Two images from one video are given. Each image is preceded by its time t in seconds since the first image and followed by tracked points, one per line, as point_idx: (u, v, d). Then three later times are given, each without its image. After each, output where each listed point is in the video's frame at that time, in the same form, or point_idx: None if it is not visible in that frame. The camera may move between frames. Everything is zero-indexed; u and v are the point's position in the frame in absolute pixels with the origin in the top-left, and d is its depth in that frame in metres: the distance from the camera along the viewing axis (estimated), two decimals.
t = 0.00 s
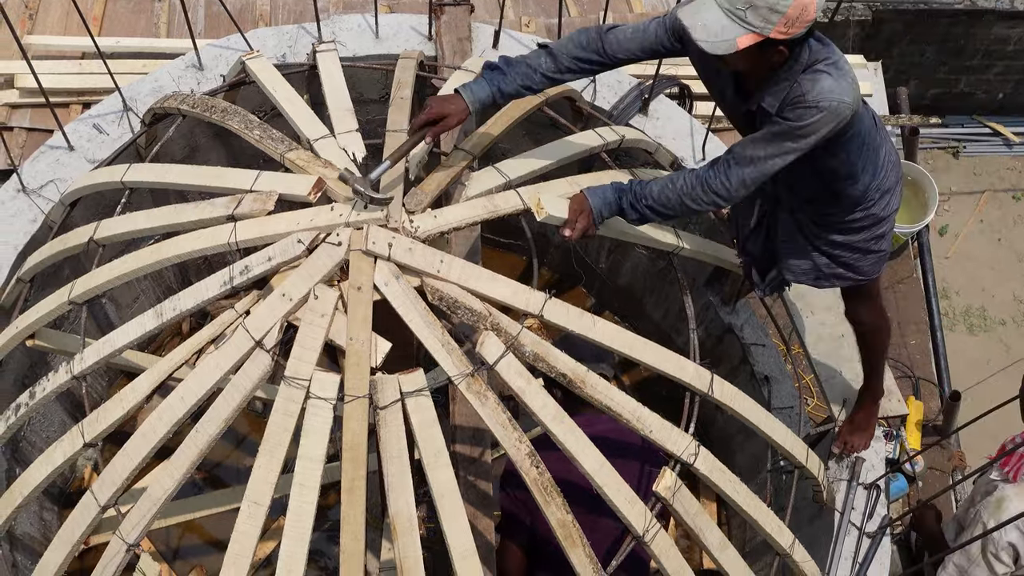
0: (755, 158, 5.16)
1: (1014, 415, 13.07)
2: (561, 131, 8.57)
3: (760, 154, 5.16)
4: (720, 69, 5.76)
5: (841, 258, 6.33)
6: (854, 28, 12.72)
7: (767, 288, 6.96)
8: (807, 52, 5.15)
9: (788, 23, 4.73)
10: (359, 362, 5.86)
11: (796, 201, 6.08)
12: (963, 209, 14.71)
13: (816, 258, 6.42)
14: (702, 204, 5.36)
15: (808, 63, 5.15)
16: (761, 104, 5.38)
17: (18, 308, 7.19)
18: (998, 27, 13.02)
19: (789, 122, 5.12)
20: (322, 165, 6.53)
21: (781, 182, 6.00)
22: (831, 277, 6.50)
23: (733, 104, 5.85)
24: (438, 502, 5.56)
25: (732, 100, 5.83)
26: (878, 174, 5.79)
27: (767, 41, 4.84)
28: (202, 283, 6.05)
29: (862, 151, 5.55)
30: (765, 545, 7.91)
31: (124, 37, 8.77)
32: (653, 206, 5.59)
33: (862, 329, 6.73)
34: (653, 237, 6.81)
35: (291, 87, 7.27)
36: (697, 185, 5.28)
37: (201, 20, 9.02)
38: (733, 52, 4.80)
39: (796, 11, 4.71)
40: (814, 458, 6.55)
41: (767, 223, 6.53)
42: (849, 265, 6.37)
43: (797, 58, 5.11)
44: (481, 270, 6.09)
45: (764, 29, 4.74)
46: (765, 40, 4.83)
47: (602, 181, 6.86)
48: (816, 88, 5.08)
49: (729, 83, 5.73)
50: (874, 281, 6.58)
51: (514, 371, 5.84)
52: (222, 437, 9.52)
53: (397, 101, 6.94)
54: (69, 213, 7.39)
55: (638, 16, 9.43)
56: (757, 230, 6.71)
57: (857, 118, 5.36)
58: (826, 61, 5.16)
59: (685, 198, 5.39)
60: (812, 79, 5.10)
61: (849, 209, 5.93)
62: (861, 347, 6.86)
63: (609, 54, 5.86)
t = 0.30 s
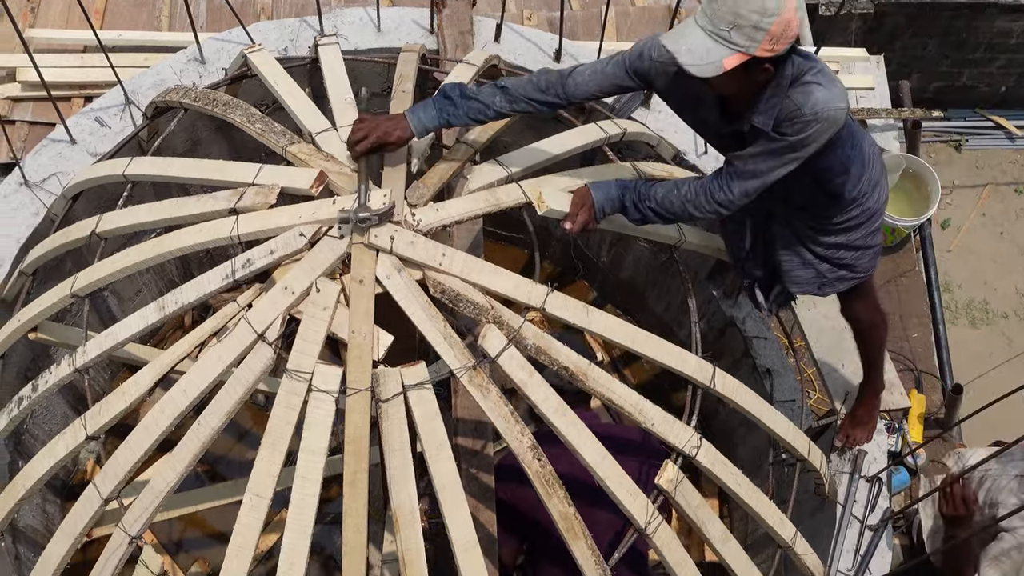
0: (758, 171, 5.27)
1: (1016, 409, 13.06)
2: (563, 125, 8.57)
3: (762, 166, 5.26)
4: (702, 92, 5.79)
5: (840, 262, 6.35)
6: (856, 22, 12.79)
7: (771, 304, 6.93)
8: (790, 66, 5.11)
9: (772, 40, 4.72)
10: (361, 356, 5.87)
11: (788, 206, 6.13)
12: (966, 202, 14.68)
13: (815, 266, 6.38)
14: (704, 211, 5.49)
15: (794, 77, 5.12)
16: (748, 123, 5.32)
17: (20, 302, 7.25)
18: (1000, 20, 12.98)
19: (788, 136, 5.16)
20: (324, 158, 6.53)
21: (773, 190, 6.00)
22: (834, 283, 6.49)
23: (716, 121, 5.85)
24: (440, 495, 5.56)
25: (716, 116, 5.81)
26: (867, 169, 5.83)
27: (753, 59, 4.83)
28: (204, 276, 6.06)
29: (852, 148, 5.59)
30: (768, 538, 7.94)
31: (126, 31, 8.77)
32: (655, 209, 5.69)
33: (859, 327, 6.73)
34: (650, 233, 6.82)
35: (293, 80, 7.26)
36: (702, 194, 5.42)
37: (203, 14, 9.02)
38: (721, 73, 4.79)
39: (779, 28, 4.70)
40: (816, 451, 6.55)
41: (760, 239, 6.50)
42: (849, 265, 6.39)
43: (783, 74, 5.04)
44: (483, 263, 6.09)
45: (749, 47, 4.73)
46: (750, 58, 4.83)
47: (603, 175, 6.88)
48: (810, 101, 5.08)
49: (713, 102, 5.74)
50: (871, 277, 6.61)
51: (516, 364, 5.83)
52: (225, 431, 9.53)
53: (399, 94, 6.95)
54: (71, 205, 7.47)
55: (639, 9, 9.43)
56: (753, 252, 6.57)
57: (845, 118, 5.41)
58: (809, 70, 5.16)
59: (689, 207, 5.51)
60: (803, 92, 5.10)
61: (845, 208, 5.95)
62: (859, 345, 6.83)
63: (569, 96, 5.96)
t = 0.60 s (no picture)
0: (760, 172, 5.24)
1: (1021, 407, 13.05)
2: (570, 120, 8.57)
3: (761, 167, 5.23)
4: (692, 88, 5.68)
5: (841, 260, 6.33)
6: (864, 19, 12.84)
7: (778, 305, 6.90)
8: (782, 64, 5.02)
9: (747, 27, 4.62)
10: (368, 350, 5.82)
11: (789, 206, 6.08)
12: (973, 200, 14.66)
13: (818, 264, 6.38)
14: (710, 212, 5.49)
15: (787, 74, 5.03)
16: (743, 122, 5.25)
17: (27, 295, 7.28)
18: (1008, 17, 12.96)
19: (785, 135, 5.10)
20: (331, 153, 6.53)
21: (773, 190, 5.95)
22: (837, 284, 6.47)
23: (711, 119, 5.78)
24: (446, 490, 5.55)
25: (710, 113, 5.73)
26: (866, 168, 5.80)
27: (728, 45, 4.72)
28: (212, 270, 6.05)
29: (850, 147, 5.54)
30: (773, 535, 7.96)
31: (133, 24, 8.77)
32: (661, 207, 5.66)
33: (862, 327, 6.76)
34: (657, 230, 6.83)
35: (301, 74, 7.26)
36: (707, 196, 5.41)
37: (211, 7, 9.02)
38: (691, 51, 4.69)
39: (756, 16, 4.61)
40: (822, 449, 6.55)
41: (763, 241, 6.50)
42: (851, 266, 6.37)
43: (775, 71, 4.96)
44: (490, 258, 6.08)
45: (723, 31, 4.63)
46: (725, 45, 4.72)
47: (611, 170, 6.87)
48: (805, 99, 5.00)
49: (703, 97, 5.63)
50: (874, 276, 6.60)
51: (522, 360, 5.82)
52: (231, 424, 9.55)
53: (406, 88, 6.95)
54: (78, 199, 7.45)
55: (647, 5, 9.41)
56: (757, 253, 6.61)
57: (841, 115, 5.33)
58: (804, 67, 5.07)
59: (696, 208, 5.49)
60: (798, 89, 5.01)
61: (846, 209, 5.92)
62: (863, 345, 6.80)
63: (562, 107, 6.05)
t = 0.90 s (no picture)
0: (761, 163, 5.25)
1: None
2: (573, 113, 8.57)
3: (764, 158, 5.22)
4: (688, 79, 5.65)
5: (847, 256, 6.30)
6: (867, 11, 12.83)
7: (785, 301, 6.88)
8: (778, 50, 5.01)
9: (728, 11, 4.57)
10: (370, 342, 5.86)
11: (793, 201, 6.08)
12: (976, 192, 14.64)
13: (825, 260, 6.36)
14: (713, 204, 5.46)
15: (783, 61, 5.03)
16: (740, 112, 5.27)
17: (30, 288, 7.30)
18: (1012, 9, 12.93)
19: (783, 123, 5.10)
20: (333, 145, 6.52)
21: (777, 183, 5.96)
22: (843, 280, 6.44)
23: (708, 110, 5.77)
24: (449, 482, 5.55)
25: (707, 104, 5.71)
26: (871, 163, 5.80)
27: (709, 29, 4.68)
28: (214, 263, 6.05)
29: (853, 139, 5.53)
30: (776, 527, 7.99)
31: (136, 17, 8.76)
32: (665, 201, 5.64)
33: (866, 319, 6.75)
34: (661, 223, 6.85)
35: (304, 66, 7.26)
36: (710, 187, 5.38)
37: None
38: (671, 30, 4.64)
39: None
40: (824, 441, 6.55)
41: (772, 235, 6.52)
42: (856, 262, 6.35)
43: (770, 57, 4.95)
44: (492, 251, 6.06)
45: (704, 14, 4.58)
46: (706, 28, 4.67)
47: (613, 162, 6.86)
48: (802, 86, 5.00)
49: (700, 88, 5.61)
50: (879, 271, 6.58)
51: (525, 352, 5.82)
52: (234, 417, 9.56)
53: (409, 80, 6.96)
54: (82, 192, 7.49)
55: None
56: (765, 247, 6.65)
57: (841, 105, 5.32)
58: (800, 55, 5.06)
59: (698, 200, 5.46)
60: (794, 77, 5.02)
61: (851, 203, 5.92)
62: (868, 338, 6.80)
63: (566, 89, 6.04)
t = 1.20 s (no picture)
0: (762, 165, 5.23)
1: None
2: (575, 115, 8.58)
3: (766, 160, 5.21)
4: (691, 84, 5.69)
5: (851, 258, 6.30)
6: (869, 14, 12.83)
7: (790, 302, 6.84)
8: (779, 53, 5.03)
9: (734, 25, 4.66)
10: (371, 345, 5.85)
11: (798, 204, 6.07)
12: (978, 195, 14.64)
13: (829, 262, 6.34)
14: (715, 207, 5.44)
15: (785, 64, 5.04)
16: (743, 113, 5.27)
17: (32, 289, 7.30)
18: (1014, 12, 12.94)
19: (784, 125, 5.08)
20: (335, 148, 6.53)
21: (782, 185, 5.94)
22: (848, 283, 6.45)
23: (711, 113, 5.81)
24: (449, 485, 5.54)
25: (711, 105, 5.70)
26: (877, 166, 5.80)
27: (718, 45, 4.77)
28: (215, 265, 6.04)
29: (856, 142, 5.52)
30: (776, 530, 7.99)
31: (138, 18, 8.77)
32: (666, 203, 5.62)
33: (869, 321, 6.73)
34: (663, 226, 6.84)
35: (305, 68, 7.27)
36: (712, 190, 5.37)
37: (216, 2, 9.02)
38: (683, 57, 4.75)
39: (741, 13, 4.65)
40: (825, 445, 6.55)
41: (776, 237, 6.49)
42: (861, 265, 6.35)
43: (771, 60, 4.97)
44: (494, 253, 6.05)
45: (711, 33, 4.68)
46: (714, 45, 4.77)
47: (615, 165, 6.86)
48: (803, 88, 4.99)
49: (704, 95, 5.64)
50: (883, 274, 6.59)
51: (526, 355, 5.81)
52: (235, 419, 9.56)
53: (411, 83, 6.97)
54: (83, 193, 7.47)
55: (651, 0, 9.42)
56: (769, 249, 6.60)
57: (843, 108, 5.30)
58: (802, 58, 5.06)
59: (699, 202, 5.44)
60: (795, 79, 5.01)
61: (856, 206, 5.91)
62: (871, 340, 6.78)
63: (571, 81, 5.98)
